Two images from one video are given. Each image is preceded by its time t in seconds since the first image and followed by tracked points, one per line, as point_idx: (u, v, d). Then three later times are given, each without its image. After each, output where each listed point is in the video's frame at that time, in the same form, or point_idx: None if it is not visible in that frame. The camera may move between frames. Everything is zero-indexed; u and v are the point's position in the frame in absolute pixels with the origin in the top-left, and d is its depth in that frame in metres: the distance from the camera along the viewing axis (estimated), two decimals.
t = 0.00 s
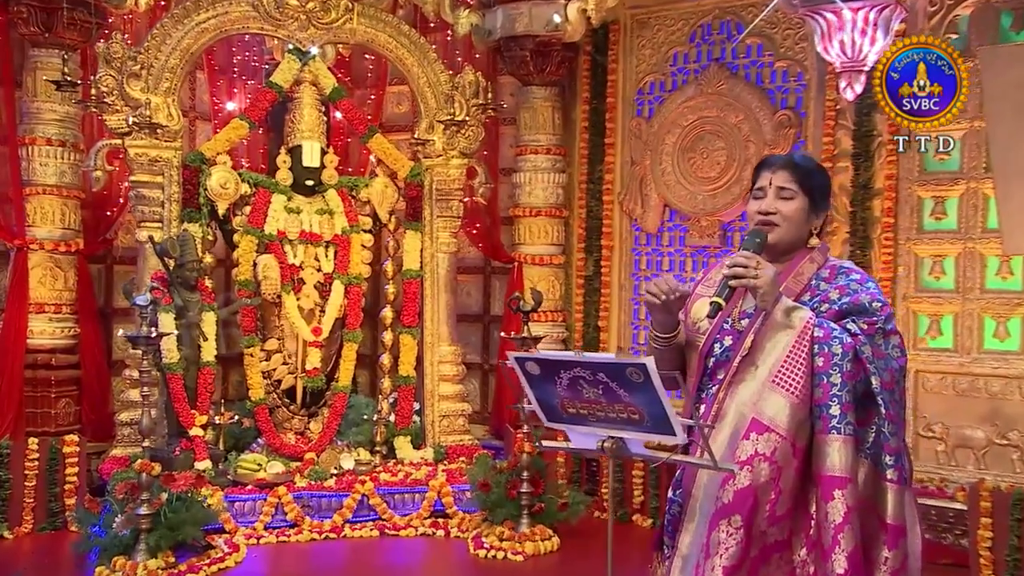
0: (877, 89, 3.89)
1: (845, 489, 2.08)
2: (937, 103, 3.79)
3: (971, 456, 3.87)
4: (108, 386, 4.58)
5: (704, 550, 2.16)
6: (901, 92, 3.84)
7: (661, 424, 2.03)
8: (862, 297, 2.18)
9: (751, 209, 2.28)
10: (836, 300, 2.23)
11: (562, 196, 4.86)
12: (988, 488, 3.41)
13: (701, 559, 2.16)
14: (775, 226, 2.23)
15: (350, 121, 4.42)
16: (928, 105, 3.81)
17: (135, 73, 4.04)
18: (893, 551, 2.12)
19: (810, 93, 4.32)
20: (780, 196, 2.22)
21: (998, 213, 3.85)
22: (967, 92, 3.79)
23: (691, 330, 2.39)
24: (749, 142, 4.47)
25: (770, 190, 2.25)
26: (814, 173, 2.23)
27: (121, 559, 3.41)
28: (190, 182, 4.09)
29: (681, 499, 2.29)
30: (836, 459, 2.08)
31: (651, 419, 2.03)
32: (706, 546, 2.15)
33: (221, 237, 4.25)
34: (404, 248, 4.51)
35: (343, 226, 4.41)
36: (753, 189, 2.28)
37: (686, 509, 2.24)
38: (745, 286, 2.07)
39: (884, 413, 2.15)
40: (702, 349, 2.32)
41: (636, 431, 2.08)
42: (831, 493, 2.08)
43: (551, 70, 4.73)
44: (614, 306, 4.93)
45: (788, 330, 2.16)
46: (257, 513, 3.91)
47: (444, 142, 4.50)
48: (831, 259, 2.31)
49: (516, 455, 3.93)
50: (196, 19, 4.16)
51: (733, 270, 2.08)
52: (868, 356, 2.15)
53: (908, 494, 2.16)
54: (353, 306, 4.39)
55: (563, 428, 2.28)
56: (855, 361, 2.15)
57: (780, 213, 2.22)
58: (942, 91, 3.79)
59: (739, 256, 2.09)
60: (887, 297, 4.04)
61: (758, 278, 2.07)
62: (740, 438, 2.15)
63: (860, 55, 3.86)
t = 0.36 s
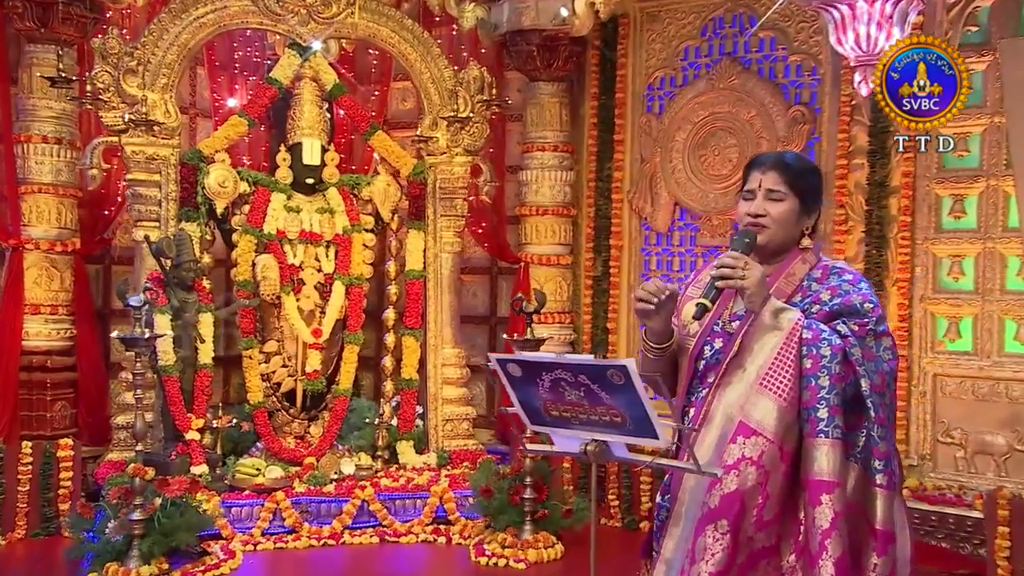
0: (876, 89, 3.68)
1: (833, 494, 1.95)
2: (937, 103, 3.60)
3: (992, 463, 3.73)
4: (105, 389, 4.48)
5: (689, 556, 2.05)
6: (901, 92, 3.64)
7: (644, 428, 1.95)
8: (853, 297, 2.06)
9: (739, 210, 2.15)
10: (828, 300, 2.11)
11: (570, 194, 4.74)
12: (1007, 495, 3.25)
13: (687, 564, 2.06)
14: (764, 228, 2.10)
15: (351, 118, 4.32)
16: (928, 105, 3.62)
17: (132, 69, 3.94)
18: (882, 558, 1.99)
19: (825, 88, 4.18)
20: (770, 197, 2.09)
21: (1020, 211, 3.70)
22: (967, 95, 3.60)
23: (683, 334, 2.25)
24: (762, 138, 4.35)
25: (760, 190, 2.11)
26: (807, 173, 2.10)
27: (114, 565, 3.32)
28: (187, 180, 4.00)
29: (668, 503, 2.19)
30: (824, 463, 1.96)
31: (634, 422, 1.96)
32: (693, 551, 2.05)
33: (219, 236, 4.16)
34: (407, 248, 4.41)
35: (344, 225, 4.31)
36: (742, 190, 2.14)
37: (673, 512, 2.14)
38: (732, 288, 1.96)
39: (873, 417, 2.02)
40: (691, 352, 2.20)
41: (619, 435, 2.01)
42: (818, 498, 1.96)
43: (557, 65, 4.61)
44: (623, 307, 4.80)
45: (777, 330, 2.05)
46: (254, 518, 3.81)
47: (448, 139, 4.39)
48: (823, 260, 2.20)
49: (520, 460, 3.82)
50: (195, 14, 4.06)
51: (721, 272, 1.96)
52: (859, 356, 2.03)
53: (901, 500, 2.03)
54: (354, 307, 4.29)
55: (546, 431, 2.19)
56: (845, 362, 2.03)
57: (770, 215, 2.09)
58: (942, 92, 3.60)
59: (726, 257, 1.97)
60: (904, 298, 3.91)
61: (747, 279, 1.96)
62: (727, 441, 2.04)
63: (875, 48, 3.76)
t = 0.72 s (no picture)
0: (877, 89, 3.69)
1: (813, 494, 1.95)
2: (936, 103, 3.60)
3: (1001, 463, 3.72)
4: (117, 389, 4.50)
5: (673, 555, 2.05)
6: (901, 92, 3.64)
7: (624, 425, 2.02)
8: (837, 297, 2.05)
9: (723, 209, 2.15)
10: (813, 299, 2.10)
11: (578, 194, 4.74)
12: (1013, 495, 3.24)
13: (671, 563, 2.06)
14: (748, 227, 2.10)
15: (359, 118, 4.34)
16: (926, 104, 3.62)
17: (142, 70, 3.96)
18: (866, 556, 1.99)
19: (833, 88, 4.16)
20: (753, 196, 2.08)
21: None
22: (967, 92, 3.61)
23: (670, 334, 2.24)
24: (770, 138, 4.34)
25: (743, 189, 2.11)
26: (791, 171, 2.08)
27: (121, 562, 3.35)
28: (196, 180, 4.02)
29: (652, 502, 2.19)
30: (804, 464, 1.96)
31: (615, 419, 2.03)
32: (676, 551, 2.04)
33: (227, 236, 4.18)
34: (415, 248, 4.43)
35: (352, 225, 4.34)
36: (726, 190, 2.13)
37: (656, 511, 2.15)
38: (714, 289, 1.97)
39: (855, 417, 2.01)
40: (678, 353, 2.20)
41: (600, 432, 2.08)
42: (800, 498, 1.96)
43: (565, 64, 4.60)
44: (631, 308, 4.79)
45: (759, 331, 2.04)
46: (261, 517, 3.84)
47: (456, 139, 4.41)
48: (810, 257, 2.19)
49: (525, 460, 3.82)
50: (204, 15, 4.08)
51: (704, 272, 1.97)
52: (841, 356, 2.01)
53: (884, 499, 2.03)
54: (362, 307, 4.32)
55: (530, 428, 2.27)
56: (827, 362, 2.01)
57: (753, 214, 2.09)
58: (942, 91, 3.60)
59: (708, 257, 1.97)
60: (913, 299, 3.88)
61: (729, 278, 1.96)
62: (710, 442, 2.03)
63: (882, 47, 3.76)
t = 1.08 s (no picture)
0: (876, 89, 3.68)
1: (791, 493, 1.99)
2: (936, 103, 3.63)
3: (1002, 463, 3.73)
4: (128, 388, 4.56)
5: (656, 552, 2.09)
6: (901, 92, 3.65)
7: (600, 421, 2.10)
8: (818, 296, 2.09)
9: (705, 213, 2.19)
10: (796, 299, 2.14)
11: (583, 195, 4.77)
12: (1010, 494, 3.27)
13: (654, 560, 2.10)
14: (729, 232, 2.15)
15: (365, 120, 4.38)
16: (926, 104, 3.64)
17: (151, 73, 4.02)
18: (846, 553, 2.02)
19: (836, 89, 4.18)
20: (733, 201, 2.13)
21: None
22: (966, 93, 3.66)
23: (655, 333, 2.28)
24: (772, 139, 4.35)
25: (723, 194, 2.15)
26: (769, 174, 2.12)
27: (127, 557, 3.41)
28: (204, 181, 4.08)
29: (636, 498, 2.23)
30: (783, 462, 2.00)
31: (592, 416, 2.11)
32: (659, 549, 2.08)
33: (234, 236, 4.24)
34: (420, 248, 4.48)
35: (358, 226, 4.39)
36: (707, 194, 2.18)
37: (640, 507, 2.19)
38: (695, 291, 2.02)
39: (834, 416, 2.05)
40: (663, 352, 2.25)
41: (579, 428, 2.16)
42: (778, 496, 2.00)
43: (569, 66, 4.64)
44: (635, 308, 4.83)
45: (740, 332, 2.08)
46: (267, 513, 3.88)
47: (461, 141, 4.45)
48: (794, 257, 2.22)
49: (527, 458, 3.86)
50: (212, 19, 4.13)
51: (685, 276, 2.03)
52: (821, 356, 2.05)
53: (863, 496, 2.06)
54: (367, 307, 4.37)
55: (512, 424, 2.36)
56: (807, 362, 2.06)
57: (733, 218, 2.13)
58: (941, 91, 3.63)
59: (689, 261, 2.03)
60: (914, 299, 3.90)
61: (708, 281, 2.01)
62: (692, 441, 2.07)
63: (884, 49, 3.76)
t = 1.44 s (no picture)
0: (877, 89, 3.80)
1: (762, 487, 2.10)
2: (937, 103, 3.74)
3: (985, 457, 3.83)
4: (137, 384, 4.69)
5: (635, 549, 2.18)
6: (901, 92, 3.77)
7: (571, 415, 2.21)
8: (788, 297, 2.21)
9: (679, 217, 2.31)
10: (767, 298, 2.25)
11: (580, 196, 4.88)
12: (989, 488, 3.36)
13: (633, 557, 2.19)
14: (702, 234, 2.26)
15: (366, 124, 4.49)
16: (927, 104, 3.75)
17: (159, 79, 4.13)
18: (819, 543, 2.14)
19: (825, 93, 4.28)
20: (704, 204, 2.24)
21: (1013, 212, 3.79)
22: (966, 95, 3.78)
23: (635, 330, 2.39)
24: (763, 142, 4.44)
25: (694, 198, 2.26)
26: (737, 176, 2.22)
27: (132, 547, 3.53)
28: (210, 184, 4.20)
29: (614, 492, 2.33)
30: (754, 459, 2.11)
31: (563, 409, 2.22)
32: (638, 546, 2.17)
33: (239, 236, 4.36)
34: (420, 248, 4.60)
35: (359, 226, 4.51)
36: (679, 199, 2.29)
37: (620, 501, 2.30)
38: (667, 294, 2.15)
39: (804, 411, 2.17)
40: (642, 349, 2.35)
41: (551, 421, 2.27)
42: (750, 491, 2.11)
43: (567, 71, 4.74)
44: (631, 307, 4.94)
45: (710, 333, 2.20)
46: (269, 506, 4.02)
47: (460, 144, 4.57)
48: (767, 256, 2.33)
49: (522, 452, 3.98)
50: (218, 26, 4.25)
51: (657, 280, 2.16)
52: (789, 354, 2.16)
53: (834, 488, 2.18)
54: (368, 306, 4.50)
55: (487, 418, 2.46)
56: (776, 361, 2.17)
57: (705, 221, 2.24)
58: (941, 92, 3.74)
59: (660, 266, 2.16)
60: (901, 298, 4.00)
61: (679, 284, 2.13)
62: (668, 440, 2.17)
63: (870, 54, 3.84)
